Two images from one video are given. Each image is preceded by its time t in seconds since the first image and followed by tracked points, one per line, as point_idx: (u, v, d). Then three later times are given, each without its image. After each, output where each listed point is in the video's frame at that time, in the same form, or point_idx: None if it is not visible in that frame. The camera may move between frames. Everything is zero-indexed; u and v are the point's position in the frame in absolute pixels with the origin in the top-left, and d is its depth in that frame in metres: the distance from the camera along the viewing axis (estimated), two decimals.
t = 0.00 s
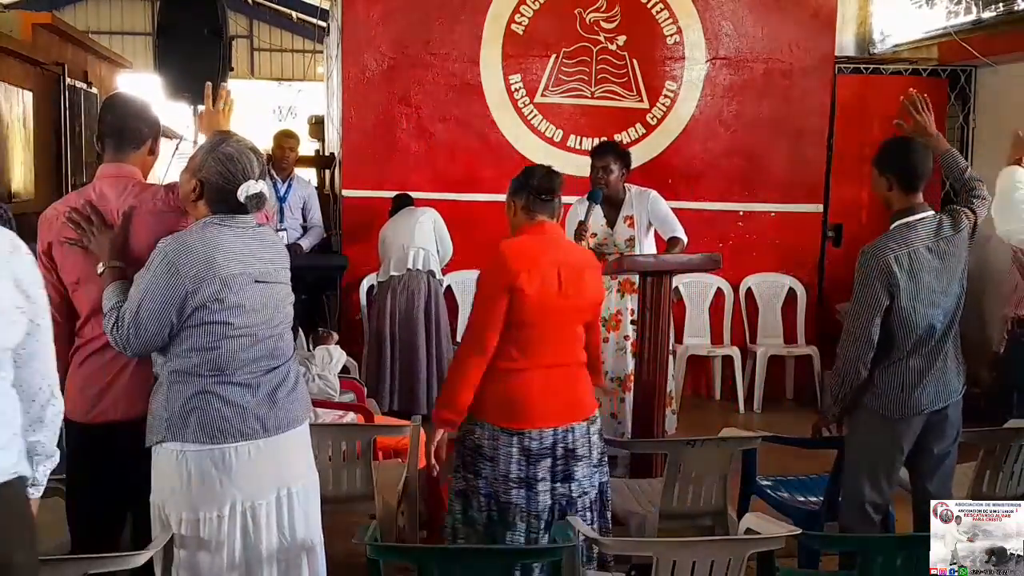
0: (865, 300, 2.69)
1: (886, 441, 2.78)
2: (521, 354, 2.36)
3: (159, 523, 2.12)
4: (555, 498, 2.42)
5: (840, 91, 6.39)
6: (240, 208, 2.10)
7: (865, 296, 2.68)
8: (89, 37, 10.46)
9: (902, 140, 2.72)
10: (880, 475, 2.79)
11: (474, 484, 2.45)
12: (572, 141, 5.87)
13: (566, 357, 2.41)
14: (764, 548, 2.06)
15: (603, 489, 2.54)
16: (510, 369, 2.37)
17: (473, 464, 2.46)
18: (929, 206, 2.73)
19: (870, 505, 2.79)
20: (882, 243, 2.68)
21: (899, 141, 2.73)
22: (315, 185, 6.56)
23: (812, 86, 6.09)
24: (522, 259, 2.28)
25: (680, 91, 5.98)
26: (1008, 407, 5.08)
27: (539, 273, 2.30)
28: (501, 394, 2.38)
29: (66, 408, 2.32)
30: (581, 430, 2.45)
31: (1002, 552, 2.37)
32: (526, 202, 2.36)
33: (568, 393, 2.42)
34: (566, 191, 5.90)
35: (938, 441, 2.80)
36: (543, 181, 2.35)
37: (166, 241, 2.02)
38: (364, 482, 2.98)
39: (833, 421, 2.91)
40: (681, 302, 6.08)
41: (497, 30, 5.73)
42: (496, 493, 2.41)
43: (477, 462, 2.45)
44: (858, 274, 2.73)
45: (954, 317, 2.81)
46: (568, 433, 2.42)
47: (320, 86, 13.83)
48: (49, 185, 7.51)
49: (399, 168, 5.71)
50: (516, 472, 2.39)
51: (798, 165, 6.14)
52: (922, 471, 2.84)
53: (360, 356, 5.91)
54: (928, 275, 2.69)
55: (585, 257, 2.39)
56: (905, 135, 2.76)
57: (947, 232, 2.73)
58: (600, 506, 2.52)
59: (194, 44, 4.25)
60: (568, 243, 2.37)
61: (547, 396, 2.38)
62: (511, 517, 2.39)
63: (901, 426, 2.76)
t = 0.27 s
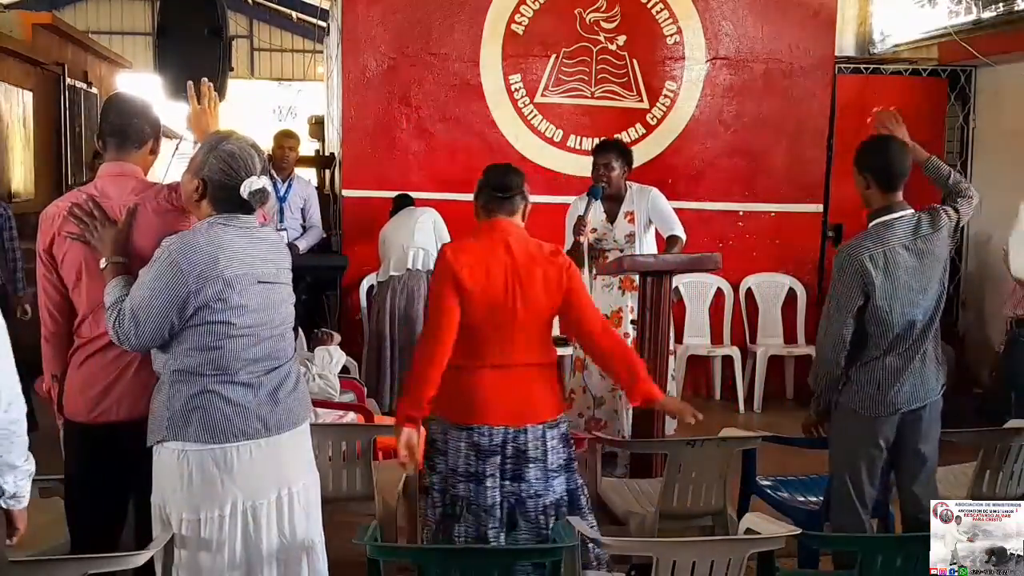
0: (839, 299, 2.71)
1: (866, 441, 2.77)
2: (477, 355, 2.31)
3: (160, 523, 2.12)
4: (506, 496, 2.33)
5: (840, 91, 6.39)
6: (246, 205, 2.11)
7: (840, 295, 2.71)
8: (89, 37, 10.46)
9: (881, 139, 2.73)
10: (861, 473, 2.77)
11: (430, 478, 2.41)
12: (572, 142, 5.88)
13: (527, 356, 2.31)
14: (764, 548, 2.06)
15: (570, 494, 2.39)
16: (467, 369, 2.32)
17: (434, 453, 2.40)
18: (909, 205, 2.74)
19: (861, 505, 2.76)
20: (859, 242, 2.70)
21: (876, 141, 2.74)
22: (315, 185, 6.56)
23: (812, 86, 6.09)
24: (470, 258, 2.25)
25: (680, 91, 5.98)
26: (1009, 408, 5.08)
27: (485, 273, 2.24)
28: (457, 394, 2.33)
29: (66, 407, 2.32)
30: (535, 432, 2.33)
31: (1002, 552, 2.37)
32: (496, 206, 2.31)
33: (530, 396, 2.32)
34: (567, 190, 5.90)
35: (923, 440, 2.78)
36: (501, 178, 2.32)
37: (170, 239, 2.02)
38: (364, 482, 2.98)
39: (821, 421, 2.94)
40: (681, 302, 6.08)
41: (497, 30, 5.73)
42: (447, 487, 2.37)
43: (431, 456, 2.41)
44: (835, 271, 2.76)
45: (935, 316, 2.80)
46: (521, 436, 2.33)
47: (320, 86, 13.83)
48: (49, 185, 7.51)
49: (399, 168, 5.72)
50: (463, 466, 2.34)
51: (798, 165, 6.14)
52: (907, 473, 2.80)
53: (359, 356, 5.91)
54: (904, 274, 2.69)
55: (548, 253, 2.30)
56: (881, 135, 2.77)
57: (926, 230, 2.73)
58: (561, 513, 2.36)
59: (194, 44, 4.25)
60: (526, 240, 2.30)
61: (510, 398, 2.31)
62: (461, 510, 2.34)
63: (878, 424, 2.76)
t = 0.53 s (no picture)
0: (816, 302, 2.73)
1: (846, 441, 2.78)
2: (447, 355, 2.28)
3: (160, 523, 2.12)
4: (468, 498, 2.29)
5: (840, 91, 6.39)
6: (252, 196, 2.09)
7: (817, 298, 2.73)
8: (89, 37, 10.46)
9: (860, 141, 2.74)
10: (845, 474, 2.77)
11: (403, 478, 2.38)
12: (572, 142, 5.88)
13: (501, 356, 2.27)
14: (764, 547, 2.06)
15: (534, 499, 2.31)
16: (442, 370, 2.29)
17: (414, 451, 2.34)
18: (887, 205, 2.74)
19: (852, 505, 2.76)
20: (835, 245, 2.71)
21: (855, 144, 2.74)
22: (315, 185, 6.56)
23: (812, 86, 6.09)
24: (432, 260, 2.25)
25: (680, 91, 5.98)
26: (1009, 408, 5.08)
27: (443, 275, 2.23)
28: (433, 395, 2.30)
29: (63, 408, 2.32)
30: (497, 434, 2.28)
31: (1002, 551, 2.37)
32: (466, 208, 2.28)
33: (502, 398, 2.27)
34: (567, 190, 5.90)
35: (905, 441, 2.77)
36: (469, 179, 2.28)
37: (179, 240, 2.01)
38: (363, 482, 2.98)
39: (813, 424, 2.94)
40: (680, 302, 6.08)
41: (498, 30, 5.73)
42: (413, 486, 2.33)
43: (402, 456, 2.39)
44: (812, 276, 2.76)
45: (915, 318, 2.80)
46: (481, 438, 2.28)
47: (320, 87, 13.83)
48: (48, 185, 7.51)
49: (399, 168, 5.71)
50: (426, 465, 2.31)
51: (798, 165, 6.14)
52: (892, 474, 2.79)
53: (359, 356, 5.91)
54: (881, 276, 2.68)
55: (507, 252, 2.25)
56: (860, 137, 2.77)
57: (904, 231, 2.72)
58: (521, 518, 2.30)
59: (194, 44, 4.25)
60: (487, 238, 2.26)
61: (484, 400, 2.27)
62: (424, 511, 2.30)
63: (854, 424, 2.77)
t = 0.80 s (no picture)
0: (803, 303, 2.76)
1: (840, 441, 2.79)
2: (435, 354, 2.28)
3: (161, 523, 2.13)
4: (434, 500, 2.33)
5: (840, 91, 6.39)
6: (252, 190, 2.09)
7: (804, 299, 2.75)
8: (90, 37, 10.47)
9: (852, 141, 2.74)
10: (840, 474, 2.78)
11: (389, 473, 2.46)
12: (572, 142, 5.88)
13: (498, 358, 2.26)
14: (764, 548, 2.06)
15: (498, 507, 2.29)
16: (433, 369, 2.29)
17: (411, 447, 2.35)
18: (877, 205, 2.74)
19: (847, 505, 2.76)
20: (821, 246, 2.72)
21: (847, 144, 2.74)
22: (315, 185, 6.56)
23: (812, 86, 6.09)
24: (422, 259, 2.26)
25: (680, 91, 5.98)
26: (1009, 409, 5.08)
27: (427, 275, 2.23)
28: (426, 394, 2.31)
29: (62, 408, 2.32)
30: (464, 436, 2.28)
31: (1002, 552, 2.37)
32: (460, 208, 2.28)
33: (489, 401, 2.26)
34: (567, 190, 5.90)
35: (895, 441, 2.76)
36: (471, 179, 2.28)
37: (181, 242, 2.01)
38: (363, 482, 2.98)
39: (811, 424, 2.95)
40: (680, 301, 6.08)
41: (498, 30, 5.73)
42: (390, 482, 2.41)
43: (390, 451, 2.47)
44: (801, 278, 2.79)
45: (909, 318, 2.79)
46: (448, 439, 2.30)
47: (320, 87, 13.83)
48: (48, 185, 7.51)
49: (399, 167, 5.71)
50: (400, 463, 2.36)
51: (798, 165, 6.14)
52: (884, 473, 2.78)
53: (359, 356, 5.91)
54: (869, 278, 2.68)
55: (486, 252, 2.21)
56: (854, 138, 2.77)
57: (893, 232, 2.72)
58: (484, 526, 2.30)
59: (193, 44, 4.26)
60: (471, 236, 2.24)
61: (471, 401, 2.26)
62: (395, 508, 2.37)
63: (844, 425, 2.78)
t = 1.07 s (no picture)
0: (805, 303, 2.77)
1: (841, 441, 2.79)
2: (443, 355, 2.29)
3: (161, 523, 2.12)
4: (431, 500, 2.33)
5: (840, 91, 6.40)
6: (250, 186, 2.09)
7: (806, 299, 2.76)
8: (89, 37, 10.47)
9: (854, 142, 2.73)
10: (840, 474, 2.78)
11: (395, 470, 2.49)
12: (572, 142, 5.88)
13: (504, 361, 2.25)
14: (764, 548, 2.06)
15: (500, 514, 2.28)
16: (440, 368, 2.30)
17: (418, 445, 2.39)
18: (880, 205, 2.74)
19: (847, 505, 2.76)
20: (822, 247, 2.73)
21: (849, 143, 2.74)
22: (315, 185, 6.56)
23: (812, 86, 6.09)
24: (429, 260, 2.26)
25: (680, 91, 5.98)
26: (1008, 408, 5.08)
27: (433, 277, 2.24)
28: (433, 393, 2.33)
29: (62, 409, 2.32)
30: (463, 440, 2.29)
31: (1002, 552, 2.37)
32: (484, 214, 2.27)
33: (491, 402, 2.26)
34: (567, 190, 5.90)
35: (896, 441, 2.76)
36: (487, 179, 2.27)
37: (178, 243, 2.00)
38: (363, 482, 2.99)
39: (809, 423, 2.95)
40: (681, 302, 6.09)
41: (498, 30, 5.73)
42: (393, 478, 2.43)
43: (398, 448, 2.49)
44: (801, 278, 2.79)
45: (909, 317, 2.79)
46: (449, 441, 2.31)
47: (319, 87, 13.83)
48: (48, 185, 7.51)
49: (399, 167, 5.71)
50: (403, 460, 2.39)
51: (798, 165, 6.14)
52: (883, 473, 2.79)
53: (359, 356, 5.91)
54: (870, 278, 2.68)
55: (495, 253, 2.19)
56: (856, 137, 2.77)
57: (894, 233, 2.72)
58: (482, 533, 2.29)
59: (193, 44, 4.25)
60: (485, 237, 2.23)
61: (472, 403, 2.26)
62: (393, 503, 2.39)
63: (845, 426, 2.79)
